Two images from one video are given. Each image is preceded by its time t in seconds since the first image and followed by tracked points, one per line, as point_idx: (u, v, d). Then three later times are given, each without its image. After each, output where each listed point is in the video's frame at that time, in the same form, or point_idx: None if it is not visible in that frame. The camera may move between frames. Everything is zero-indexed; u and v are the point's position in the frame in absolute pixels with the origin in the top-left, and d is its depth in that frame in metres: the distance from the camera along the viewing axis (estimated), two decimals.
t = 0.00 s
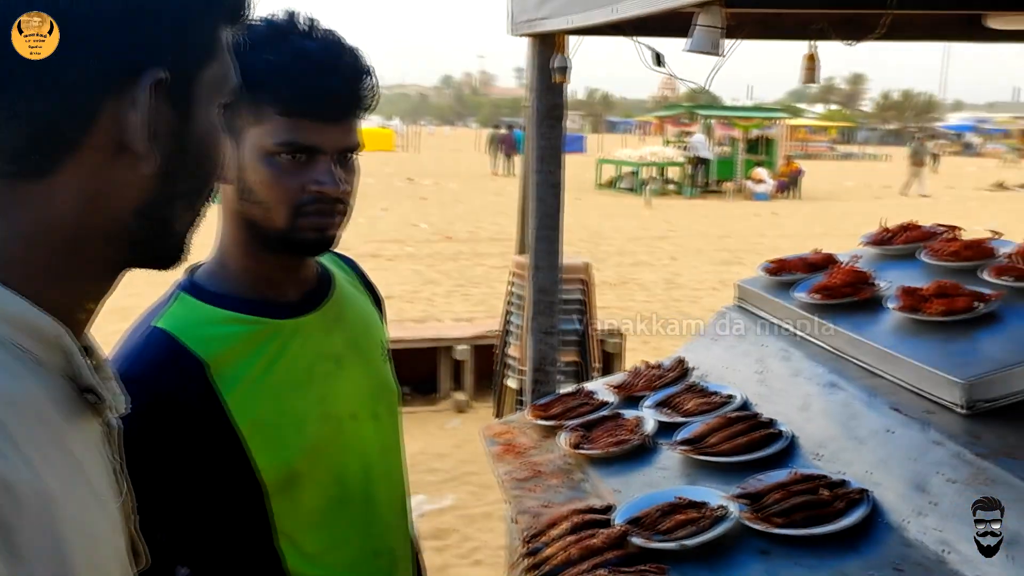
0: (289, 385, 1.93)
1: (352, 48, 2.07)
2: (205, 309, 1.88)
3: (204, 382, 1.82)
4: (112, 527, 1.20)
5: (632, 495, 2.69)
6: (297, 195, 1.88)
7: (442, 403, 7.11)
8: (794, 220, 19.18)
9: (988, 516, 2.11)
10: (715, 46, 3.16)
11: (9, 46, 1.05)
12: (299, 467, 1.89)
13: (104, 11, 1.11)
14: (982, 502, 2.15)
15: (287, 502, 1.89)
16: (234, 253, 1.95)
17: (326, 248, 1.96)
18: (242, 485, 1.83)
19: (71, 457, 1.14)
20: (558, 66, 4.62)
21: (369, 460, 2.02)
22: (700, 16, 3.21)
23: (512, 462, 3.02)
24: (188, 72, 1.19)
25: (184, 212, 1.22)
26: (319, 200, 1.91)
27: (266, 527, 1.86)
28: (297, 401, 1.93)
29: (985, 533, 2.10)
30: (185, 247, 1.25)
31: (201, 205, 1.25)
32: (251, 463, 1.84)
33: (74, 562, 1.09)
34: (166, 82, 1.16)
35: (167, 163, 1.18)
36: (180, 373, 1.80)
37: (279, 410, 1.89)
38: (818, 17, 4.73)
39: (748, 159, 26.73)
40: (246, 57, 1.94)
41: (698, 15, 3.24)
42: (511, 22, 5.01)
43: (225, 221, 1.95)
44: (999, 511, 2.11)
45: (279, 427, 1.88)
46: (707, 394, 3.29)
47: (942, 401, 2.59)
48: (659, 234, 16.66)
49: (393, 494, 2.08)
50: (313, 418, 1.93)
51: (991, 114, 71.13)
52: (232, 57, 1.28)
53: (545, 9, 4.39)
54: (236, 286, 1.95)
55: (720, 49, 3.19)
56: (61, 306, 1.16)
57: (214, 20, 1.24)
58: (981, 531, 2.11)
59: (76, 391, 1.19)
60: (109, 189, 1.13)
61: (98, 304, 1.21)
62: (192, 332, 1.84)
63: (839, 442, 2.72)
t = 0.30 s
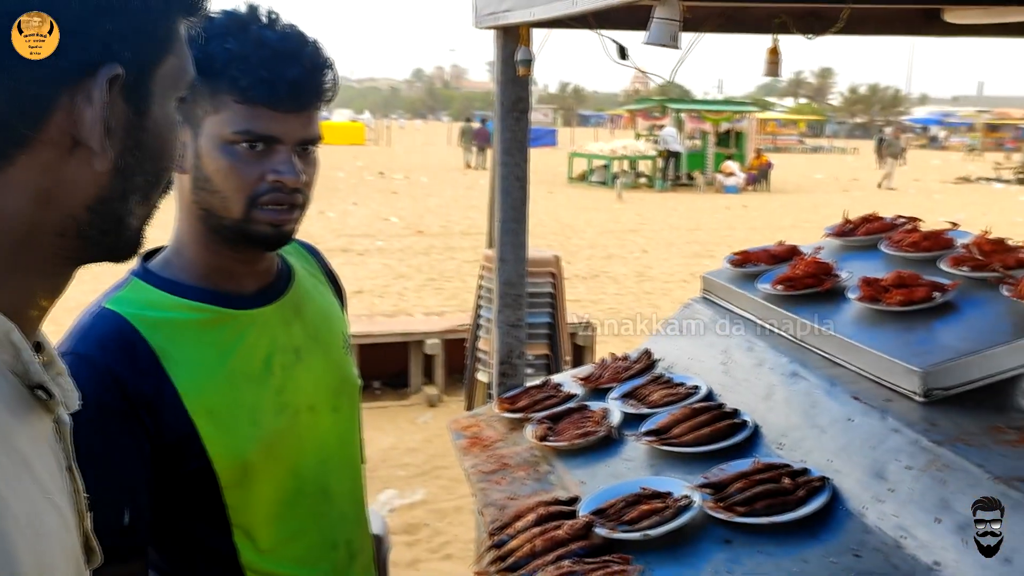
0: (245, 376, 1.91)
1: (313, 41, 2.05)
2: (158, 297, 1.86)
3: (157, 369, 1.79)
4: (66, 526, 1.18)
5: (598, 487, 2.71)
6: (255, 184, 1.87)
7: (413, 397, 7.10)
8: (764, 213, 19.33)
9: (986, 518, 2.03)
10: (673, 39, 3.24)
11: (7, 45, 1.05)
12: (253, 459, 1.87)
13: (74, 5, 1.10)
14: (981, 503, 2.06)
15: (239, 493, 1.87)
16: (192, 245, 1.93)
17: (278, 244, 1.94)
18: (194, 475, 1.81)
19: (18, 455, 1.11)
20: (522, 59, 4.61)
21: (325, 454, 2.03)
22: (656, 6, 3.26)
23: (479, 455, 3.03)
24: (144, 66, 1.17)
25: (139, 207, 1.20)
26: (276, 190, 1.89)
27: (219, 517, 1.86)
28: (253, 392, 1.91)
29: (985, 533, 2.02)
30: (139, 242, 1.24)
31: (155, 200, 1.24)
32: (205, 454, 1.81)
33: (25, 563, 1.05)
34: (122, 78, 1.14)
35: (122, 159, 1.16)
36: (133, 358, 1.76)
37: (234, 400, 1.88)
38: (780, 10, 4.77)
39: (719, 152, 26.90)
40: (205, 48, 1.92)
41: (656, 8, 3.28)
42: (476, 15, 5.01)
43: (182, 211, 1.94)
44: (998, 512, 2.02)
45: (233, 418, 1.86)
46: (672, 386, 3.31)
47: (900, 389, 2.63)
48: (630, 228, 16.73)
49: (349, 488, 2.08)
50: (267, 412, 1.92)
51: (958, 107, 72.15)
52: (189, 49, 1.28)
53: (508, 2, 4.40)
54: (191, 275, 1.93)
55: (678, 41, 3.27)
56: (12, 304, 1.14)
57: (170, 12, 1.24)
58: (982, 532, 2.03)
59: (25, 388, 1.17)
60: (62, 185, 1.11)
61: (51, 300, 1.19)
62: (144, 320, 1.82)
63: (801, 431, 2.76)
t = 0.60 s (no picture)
0: (232, 366, 1.89)
1: (301, 45, 2.02)
2: (145, 285, 1.82)
3: (152, 349, 1.73)
4: (42, 528, 1.17)
5: (579, 482, 2.72)
6: (237, 188, 1.86)
7: (395, 394, 7.09)
8: (745, 209, 19.43)
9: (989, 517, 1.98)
10: (652, 36, 3.24)
11: (9, 45, 1.05)
12: (240, 448, 1.82)
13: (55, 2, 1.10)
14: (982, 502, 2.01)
15: (226, 482, 1.81)
16: (178, 236, 1.91)
17: (259, 246, 1.93)
18: (183, 462, 1.74)
19: None
20: (501, 56, 4.59)
21: (305, 448, 2.02)
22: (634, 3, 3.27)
23: (460, 452, 3.02)
24: (118, 65, 1.17)
25: (117, 206, 1.20)
26: (259, 194, 1.88)
27: (206, 506, 1.77)
28: (241, 382, 1.89)
29: (985, 534, 1.97)
30: (115, 242, 1.23)
31: (133, 198, 1.23)
32: (196, 438, 1.75)
33: None
34: (100, 75, 1.13)
35: (101, 156, 1.15)
36: (129, 336, 1.70)
37: (224, 387, 1.84)
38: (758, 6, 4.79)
39: (701, 148, 26.99)
40: (191, 47, 1.89)
41: (635, 4, 3.29)
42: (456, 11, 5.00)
43: (165, 209, 1.92)
44: (999, 512, 1.97)
45: (223, 403, 1.82)
46: (653, 381, 3.33)
47: (878, 383, 2.66)
48: (612, 224, 16.76)
49: (323, 484, 2.07)
50: (253, 400, 1.90)
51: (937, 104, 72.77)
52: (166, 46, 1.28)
53: None
54: (172, 266, 1.91)
55: (656, 38, 3.27)
56: None
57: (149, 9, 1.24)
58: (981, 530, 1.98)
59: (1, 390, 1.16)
60: (41, 184, 1.09)
61: (25, 300, 1.18)
62: (132, 302, 1.76)
63: (781, 426, 2.77)
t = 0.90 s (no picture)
0: (244, 365, 1.89)
1: (304, 42, 2.02)
2: (159, 284, 1.81)
3: (168, 348, 1.73)
4: (45, 527, 1.17)
5: (574, 481, 2.72)
6: (248, 187, 1.86)
7: (390, 393, 7.08)
8: (739, 209, 19.45)
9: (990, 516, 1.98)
10: (648, 37, 3.25)
11: (8, 45, 1.05)
12: (252, 447, 1.83)
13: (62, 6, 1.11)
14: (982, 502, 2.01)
15: (239, 481, 1.81)
16: (192, 234, 1.91)
17: (275, 239, 1.93)
18: (197, 460, 1.74)
19: None
20: (498, 56, 4.60)
21: (313, 447, 2.02)
22: (631, 5, 3.28)
23: (456, 451, 3.03)
24: (128, 72, 1.17)
25: (125, 210, 1.20)
26: (270, 191, 1.88)
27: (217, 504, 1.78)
28: (253, 381, 1.89)
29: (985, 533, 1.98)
30: (122, 245, 1.23)
31: (141, 203, 1.23)
32: (211, 435, 1.75)
33: None
34: (108, 82, 1.13)
35: (109, 162, 1.15)
36: (146, 334, 1.70)
37: (238, 386, 1.84)
38: (754, 6, 4.80)
39: (695, 148, 27.03)
40: (196, 49, 1.89)
41: (631, 6, 3.30)
42: (452, 11, 5.01)
43: (177, 209, 1.92)
44: (999, 513, 1.98)
45: (237, 401, 1.82)
46: (648, 381, 3.33)
47: (874, 383, 2.67)
48: (606, 224, 16.76)
49: (329, 483, 2.08)
50: (266, 398, 1.90)
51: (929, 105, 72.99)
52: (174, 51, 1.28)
53: None
54: (185, 265, 1.90)
55: (653, 39, 3.28)
56: None
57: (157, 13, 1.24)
58: (981, 530, 1.99)
59: (9, 389, 1.16)
60: (46, 189, 1.09)
61: (31, 303, 1.18)
62: (149, 299, 1.77)
63: (776, 425, 2.78)
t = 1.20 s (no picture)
0: (261, 366, 1.89)
1: (312, 35, 2.02)
2: (178, 285, 1.82)
3: (186, 349, 1.73)
4: (62, 522, 1.18)
5: (582, 484, 2.72)
6: (263, 183, 1.87)
7: (396, 395, 7.09)
8: (746, 212, 19.41)
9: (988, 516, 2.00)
10: (659, 40, 3.25)
11: (8, 45, 1.05)
12: (268, 448, 1.83)
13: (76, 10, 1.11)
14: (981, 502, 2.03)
15: (253, 481, 1.81)
16: (210, 234, 1.91)
17: (292, 236, 1.93)
18: (213, 461, 1.74)
19: (14, 449, 1.10)
20: (507, 59, 4.60)
21: (327, 449, 2.02)
22: (641, 8, 3.28)
23: (463, 453, 3.03)
24: (137, 73, 1.17)
25: (138, 210, 1.21)
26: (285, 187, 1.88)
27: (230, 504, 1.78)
28: (270, 383, 1.89)
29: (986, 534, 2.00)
30: (138, 242, 1.24)
31: (155, 205, 1.24)
32: (228, 437, 1.76)
33: (15, 560, 1.03)
34: (116, 84, 1.13)
35: (118, 162, 1.16)
36: (163, 335, 1.70)
37: (254, 387, 1.84)
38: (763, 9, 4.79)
39: (702, 151, 26.99)
40: (207, 47, 1.90)
41: (642, 8, 3.30)
42: (462, 14, 5.02)
43: (196, 209, 1.93)
44: (999, 513, 1.99)
45: (253, 403, 1.82)
46: (656, 384, 3.33)
47: (884, 387, 2.66)
48: (612, 227, 16.74)
49: (342, 484, 2.08)
50: (282, 400, 1.90)
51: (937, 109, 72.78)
52: (185, 52, 1.28)
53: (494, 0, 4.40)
54: (204, 265, 1.91)
55: (663, 42, 3.28)
56: (5, 302, 1.14)
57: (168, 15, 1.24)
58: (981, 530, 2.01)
59: (24, 384, 1.17)
60: (56, 189, 1.10)
61: (42, 299, 1.19)
62: (169, 301, 1.77)
63: (785, 429, 2.78)
